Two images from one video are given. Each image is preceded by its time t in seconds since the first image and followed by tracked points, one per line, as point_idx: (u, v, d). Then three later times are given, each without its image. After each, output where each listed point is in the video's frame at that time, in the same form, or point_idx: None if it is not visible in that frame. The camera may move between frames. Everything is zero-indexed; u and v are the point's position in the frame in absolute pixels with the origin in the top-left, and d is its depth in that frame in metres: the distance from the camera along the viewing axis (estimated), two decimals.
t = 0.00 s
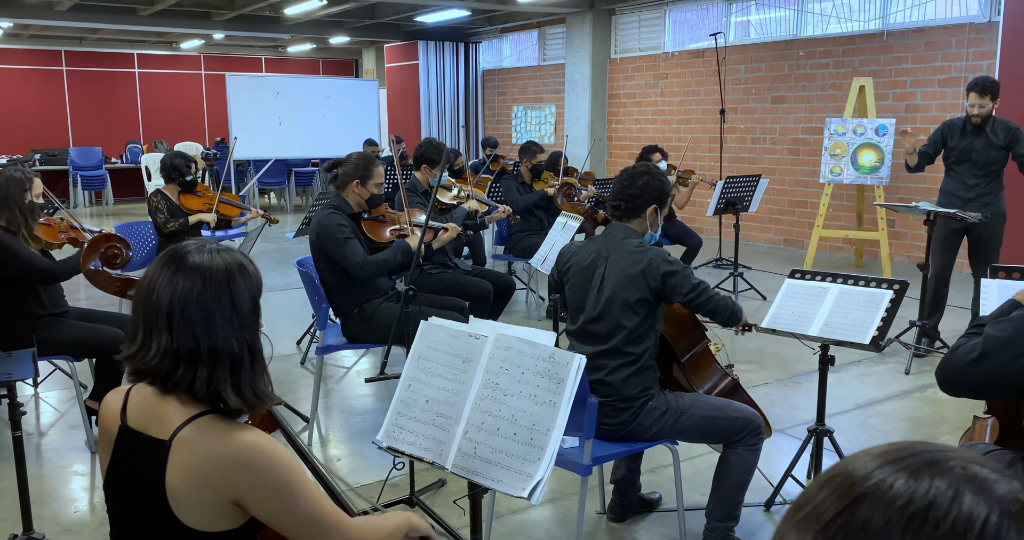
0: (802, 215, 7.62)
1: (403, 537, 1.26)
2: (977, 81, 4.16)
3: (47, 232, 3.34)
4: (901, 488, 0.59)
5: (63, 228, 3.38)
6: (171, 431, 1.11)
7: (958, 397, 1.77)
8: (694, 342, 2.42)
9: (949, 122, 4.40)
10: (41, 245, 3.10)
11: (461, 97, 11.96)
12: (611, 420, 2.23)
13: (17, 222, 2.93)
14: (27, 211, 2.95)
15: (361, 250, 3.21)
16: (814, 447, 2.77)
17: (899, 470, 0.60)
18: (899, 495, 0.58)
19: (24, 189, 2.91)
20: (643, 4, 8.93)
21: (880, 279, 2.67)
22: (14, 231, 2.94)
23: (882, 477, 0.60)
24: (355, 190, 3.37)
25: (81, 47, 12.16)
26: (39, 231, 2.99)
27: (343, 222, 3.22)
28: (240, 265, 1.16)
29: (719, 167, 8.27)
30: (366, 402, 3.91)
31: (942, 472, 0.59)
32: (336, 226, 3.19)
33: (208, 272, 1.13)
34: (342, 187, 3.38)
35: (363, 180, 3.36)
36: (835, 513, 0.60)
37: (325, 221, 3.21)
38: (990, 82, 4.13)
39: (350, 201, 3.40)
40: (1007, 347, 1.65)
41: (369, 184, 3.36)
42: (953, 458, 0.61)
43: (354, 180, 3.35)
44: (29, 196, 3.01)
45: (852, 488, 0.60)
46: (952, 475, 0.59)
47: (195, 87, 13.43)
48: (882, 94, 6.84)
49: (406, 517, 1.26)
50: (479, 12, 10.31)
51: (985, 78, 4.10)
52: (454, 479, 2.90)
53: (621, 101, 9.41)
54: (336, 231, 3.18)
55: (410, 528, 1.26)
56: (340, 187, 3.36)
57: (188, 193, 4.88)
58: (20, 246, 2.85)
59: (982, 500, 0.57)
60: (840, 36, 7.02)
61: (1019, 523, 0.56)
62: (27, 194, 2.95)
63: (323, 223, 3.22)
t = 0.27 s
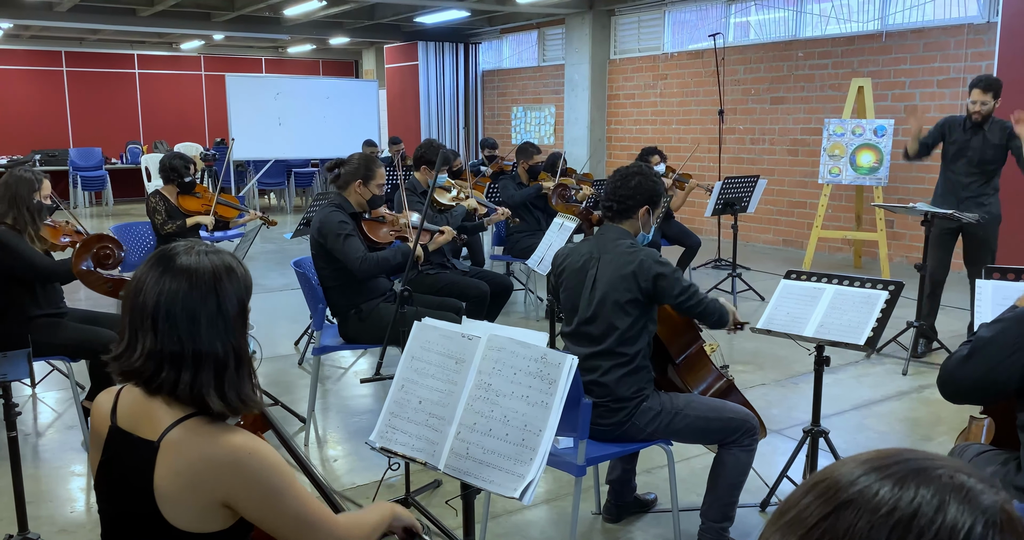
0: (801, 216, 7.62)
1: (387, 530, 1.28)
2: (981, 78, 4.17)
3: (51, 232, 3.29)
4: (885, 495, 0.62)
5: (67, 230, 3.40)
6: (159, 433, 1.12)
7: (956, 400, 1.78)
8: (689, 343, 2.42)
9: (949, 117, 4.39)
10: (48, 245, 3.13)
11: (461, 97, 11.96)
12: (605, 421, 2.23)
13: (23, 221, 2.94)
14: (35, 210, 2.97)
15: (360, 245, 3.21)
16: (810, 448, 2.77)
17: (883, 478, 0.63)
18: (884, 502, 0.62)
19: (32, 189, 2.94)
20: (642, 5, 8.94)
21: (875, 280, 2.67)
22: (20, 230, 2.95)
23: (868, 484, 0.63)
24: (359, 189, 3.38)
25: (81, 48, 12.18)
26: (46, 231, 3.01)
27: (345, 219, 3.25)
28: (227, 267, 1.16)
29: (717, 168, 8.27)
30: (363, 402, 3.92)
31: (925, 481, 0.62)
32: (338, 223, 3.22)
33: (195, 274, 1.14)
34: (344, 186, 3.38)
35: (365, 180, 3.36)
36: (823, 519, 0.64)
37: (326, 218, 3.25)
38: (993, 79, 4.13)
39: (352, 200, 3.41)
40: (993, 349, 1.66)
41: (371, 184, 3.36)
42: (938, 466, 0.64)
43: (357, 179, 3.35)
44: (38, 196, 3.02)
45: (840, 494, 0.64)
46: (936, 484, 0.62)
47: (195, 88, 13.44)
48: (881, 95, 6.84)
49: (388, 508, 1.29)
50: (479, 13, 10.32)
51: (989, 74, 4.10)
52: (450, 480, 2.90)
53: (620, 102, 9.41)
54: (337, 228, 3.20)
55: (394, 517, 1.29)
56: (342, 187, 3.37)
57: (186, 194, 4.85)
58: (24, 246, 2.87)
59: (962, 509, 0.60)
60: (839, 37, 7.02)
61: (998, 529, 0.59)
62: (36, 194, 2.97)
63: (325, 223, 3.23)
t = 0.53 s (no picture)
0: (800, 216, 7.62)
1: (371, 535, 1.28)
2: (981, 79, 4.15)
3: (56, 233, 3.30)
4: (855, 496, 0.57)
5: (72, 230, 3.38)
6: (148, 432, 1.12)
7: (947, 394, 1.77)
8: (684, 343, 2.43)
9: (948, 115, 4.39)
10: (51, 246, 3.14)
11: (461, 98, 11.96)
12: (600, 421, 2.23)
13: (26, 221, 2.97)
14: (39, 211, 2.99)
15: (363, 247, 3.22)
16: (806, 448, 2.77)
17: (851, 476, 0.59)
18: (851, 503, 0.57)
19: (37, 190, 2.97)
20: (641, 6, 8.95)
21: (870, 281, 2.67)
22: (23, 231, 2.97)
23: (834, 483, 0.59)
24: (352, 192, 3.38)
25: (82, 48, 12.20)
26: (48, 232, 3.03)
27: (346, 220, 3.24)
28: (217, 267, 1.17)
29: (716, 168, 8.27)
30: (361, 402, 3.91)
31: (893, 481, 0.58)
32: (340, 224, 3.21)
33: (184, 273, 1.14)
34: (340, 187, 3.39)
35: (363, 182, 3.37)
36: (793, 518, 0.58)
37: (327, 219, 3.23)
38: (992, 80, 4.12)
39: (350, 201, 3.42)
40: (987, 348, 1.65)
41: (365, 186, 3.37)
42: (908, 466, 0.60)
43: (352, 180, 3.36)
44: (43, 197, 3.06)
45: (809, 495, 0.59)
46: (904, 484, 0.57)
47: (195, 89, 13.45)
48: (880, 96, 6.84)
49: (372, 514, 1.29)
50: (478, 14, 10.33)
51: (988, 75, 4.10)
52: (446, 480, 2.90)
53: (620, 102, 9.41)
54: (340, 229, 3.19)
55: (377, 522, 1.29)
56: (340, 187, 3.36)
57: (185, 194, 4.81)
58: (25, 245, 2.89)
59: (932, 510, 0.56)
60: (838, 38, 7.02)
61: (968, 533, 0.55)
62: (41, 195, 3.00)
63: (326, 222, 3.22)
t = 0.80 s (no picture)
0: (799, 217, 7.62)
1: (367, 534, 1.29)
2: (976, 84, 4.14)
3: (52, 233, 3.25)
4: (790, 485, 0.57)
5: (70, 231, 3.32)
6: (133, 434, 1.12)
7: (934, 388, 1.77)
8: (679, 342, 2.42)
9: (944, 121, 4.40)
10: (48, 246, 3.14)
11: (460, 98, 11.96)
12: (594, 422, 2.22)
13: (23, 222, 2.98)
14: (36, 211, 3.00)
15: (355, 248, 3.21)
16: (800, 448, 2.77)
17: (791, 465, 0.58)
18: (785, 494, 0.56)
19: (34, 189, 2.97)
20: (641, 6, 8.94)
21: (864, 282, 2.67)
22: (20, 231, 2.98)
23: (775, 472, 0.58)
24: (349, 193, 3.40)
25: (81, 49, 12.20)
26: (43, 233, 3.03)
27: (340, 221, 3.25)
28: (203, 269, 1.16)
29: (715, 169, 8.27)
30: (357, 402, 3.92)
31: (830, 470, 0.57)
32: (333, 225, 3.22)
33: (171, 274, 1.14)
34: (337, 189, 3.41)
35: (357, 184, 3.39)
36: (734, 505, 0.58)
37: (322, 219, 3.25)
38: (988, 85, 4.10)
39: (345, 203, 3.43)
40: (984, 348, 1.65)
41: (361, 189, 3.38)
42: (849, 457, 0.59)
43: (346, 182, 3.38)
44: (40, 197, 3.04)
45: (749, 483, 0.58)
46: (836, 473, 0.57)
47: (195, 90, 13.46)
48: (879, 97, 6.84)
49: (368, 516, 1.30)
50: (477, 14, 10.33)
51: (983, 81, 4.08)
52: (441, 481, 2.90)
53: (619, 103, 9.40)
54: (332, 230, 3.21)
55: (373, 524, 1.30)
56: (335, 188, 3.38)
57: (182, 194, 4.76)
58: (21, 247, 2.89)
59: (863, 499, 0.55)
60: (837, 38, 7.02)
61: (898, 523, 0.55)
62: (38, 195, 3.01)
63: (319, 224, 3.24)
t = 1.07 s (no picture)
0: (798, 217, 7.61)
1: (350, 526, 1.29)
2: (968, 91, 4.15)
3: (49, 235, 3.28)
4: (768, 488, 0.57)
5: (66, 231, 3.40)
6: (122, 433, 1.13)
7: (928, 391, 1.76)
8: (673, 343, 2.43)
9: (939, 128, 4.39)
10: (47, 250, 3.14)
11: (460, 99, 11.96)
12: (588, 422, 2.23)
13: (21, 227, 2.98)
14: (33, 216, 3.00)
15: (350, 252, 3.23)
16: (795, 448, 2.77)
17: (771, 468, 0.59)
18: (764, 496, 0.57)
19: (31, 194, 2.97)
20: (640, 7, 8.94)
21: (858, 282, 2.67)
22: (18, 236, 2.98)
23: (755, 476, 0.59)
24: (349, 196, 3.37)
25: (82, 49, 12.22)
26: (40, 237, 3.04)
27: (334, 224, 3.26)
28: (194, 269, 1.17)
29: (714, 169, 8.27)
30: (354, 402, 3.92)
31: (809, 474, 0.57)
32: (327, 228, 3.22)
33: (161, 274, 1.14)
34: (335, 190, 3.38)
35: (357, 188, 3.37)
36: (712, 507, 0.58)
37: (316, 222, 3.25)
38: (981, 91, 4.12)
39: (343, 205, 3.41)
40: (977, 349, 1.65)
41: (363, 192, 3.37)
42: (829, 463, 0.59)
43: (348, 186, 3.36)
44: (38, 202, 3.06)
45: (727, 486, 0.59)
46: (815, 478, 0.57)
47: (195, 90, 13.47)
48: (878, 97, 6.83)
49: (349, 503, 1.30)
50: (477, 15, 10.34)
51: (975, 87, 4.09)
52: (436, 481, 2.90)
53: (618, 103, 9.40)
54: (327, 234, 3.21)
55: (355, 512, 1.30)
56: (333, 191, 3.37)
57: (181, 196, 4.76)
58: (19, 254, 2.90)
59: (841, 502, 0.56)
60: (836, 39, 7.02)
61: (874, 526, 0.55)
62: (35, 199, 3.00)
63: (314, 227, 3.24)
